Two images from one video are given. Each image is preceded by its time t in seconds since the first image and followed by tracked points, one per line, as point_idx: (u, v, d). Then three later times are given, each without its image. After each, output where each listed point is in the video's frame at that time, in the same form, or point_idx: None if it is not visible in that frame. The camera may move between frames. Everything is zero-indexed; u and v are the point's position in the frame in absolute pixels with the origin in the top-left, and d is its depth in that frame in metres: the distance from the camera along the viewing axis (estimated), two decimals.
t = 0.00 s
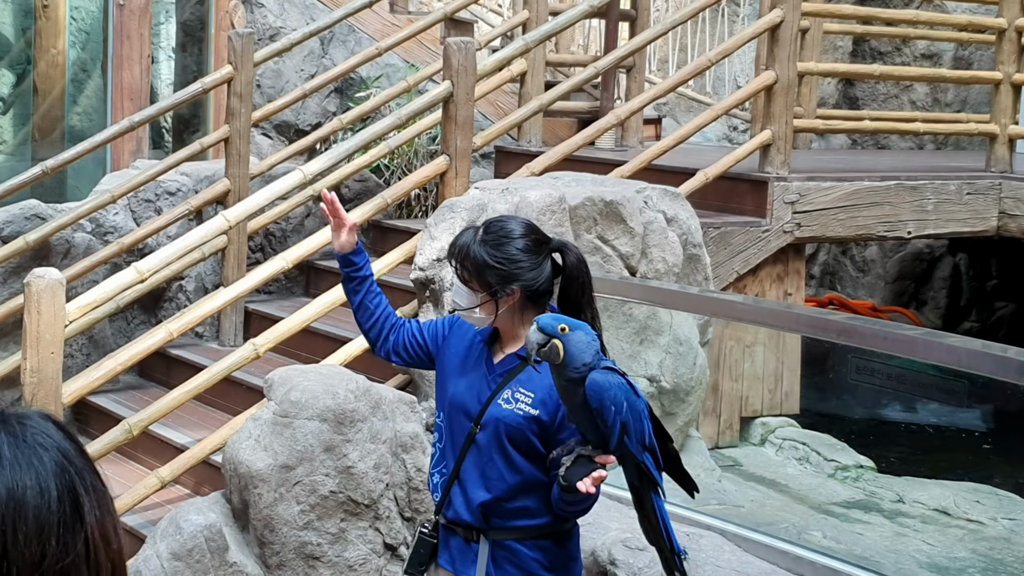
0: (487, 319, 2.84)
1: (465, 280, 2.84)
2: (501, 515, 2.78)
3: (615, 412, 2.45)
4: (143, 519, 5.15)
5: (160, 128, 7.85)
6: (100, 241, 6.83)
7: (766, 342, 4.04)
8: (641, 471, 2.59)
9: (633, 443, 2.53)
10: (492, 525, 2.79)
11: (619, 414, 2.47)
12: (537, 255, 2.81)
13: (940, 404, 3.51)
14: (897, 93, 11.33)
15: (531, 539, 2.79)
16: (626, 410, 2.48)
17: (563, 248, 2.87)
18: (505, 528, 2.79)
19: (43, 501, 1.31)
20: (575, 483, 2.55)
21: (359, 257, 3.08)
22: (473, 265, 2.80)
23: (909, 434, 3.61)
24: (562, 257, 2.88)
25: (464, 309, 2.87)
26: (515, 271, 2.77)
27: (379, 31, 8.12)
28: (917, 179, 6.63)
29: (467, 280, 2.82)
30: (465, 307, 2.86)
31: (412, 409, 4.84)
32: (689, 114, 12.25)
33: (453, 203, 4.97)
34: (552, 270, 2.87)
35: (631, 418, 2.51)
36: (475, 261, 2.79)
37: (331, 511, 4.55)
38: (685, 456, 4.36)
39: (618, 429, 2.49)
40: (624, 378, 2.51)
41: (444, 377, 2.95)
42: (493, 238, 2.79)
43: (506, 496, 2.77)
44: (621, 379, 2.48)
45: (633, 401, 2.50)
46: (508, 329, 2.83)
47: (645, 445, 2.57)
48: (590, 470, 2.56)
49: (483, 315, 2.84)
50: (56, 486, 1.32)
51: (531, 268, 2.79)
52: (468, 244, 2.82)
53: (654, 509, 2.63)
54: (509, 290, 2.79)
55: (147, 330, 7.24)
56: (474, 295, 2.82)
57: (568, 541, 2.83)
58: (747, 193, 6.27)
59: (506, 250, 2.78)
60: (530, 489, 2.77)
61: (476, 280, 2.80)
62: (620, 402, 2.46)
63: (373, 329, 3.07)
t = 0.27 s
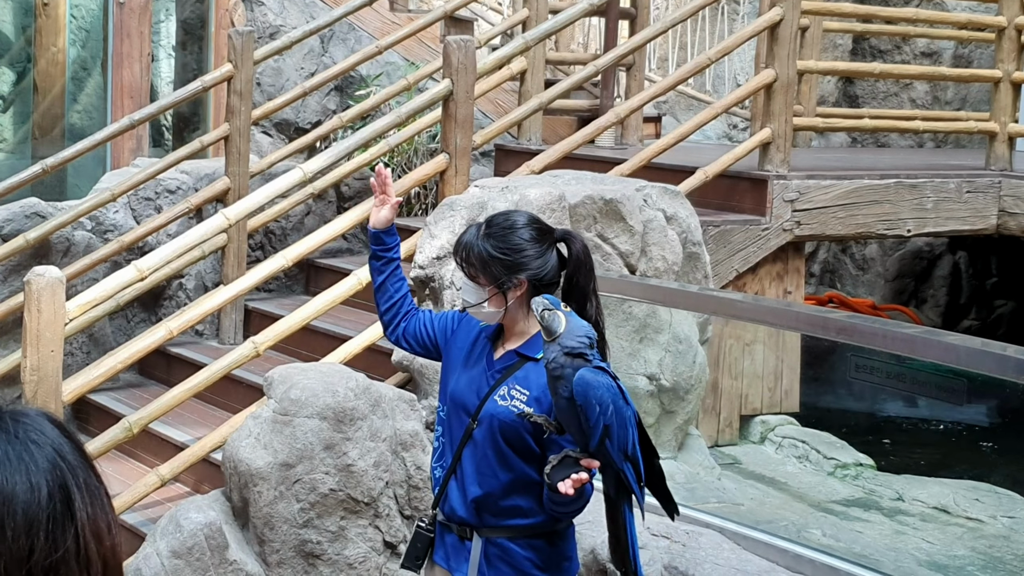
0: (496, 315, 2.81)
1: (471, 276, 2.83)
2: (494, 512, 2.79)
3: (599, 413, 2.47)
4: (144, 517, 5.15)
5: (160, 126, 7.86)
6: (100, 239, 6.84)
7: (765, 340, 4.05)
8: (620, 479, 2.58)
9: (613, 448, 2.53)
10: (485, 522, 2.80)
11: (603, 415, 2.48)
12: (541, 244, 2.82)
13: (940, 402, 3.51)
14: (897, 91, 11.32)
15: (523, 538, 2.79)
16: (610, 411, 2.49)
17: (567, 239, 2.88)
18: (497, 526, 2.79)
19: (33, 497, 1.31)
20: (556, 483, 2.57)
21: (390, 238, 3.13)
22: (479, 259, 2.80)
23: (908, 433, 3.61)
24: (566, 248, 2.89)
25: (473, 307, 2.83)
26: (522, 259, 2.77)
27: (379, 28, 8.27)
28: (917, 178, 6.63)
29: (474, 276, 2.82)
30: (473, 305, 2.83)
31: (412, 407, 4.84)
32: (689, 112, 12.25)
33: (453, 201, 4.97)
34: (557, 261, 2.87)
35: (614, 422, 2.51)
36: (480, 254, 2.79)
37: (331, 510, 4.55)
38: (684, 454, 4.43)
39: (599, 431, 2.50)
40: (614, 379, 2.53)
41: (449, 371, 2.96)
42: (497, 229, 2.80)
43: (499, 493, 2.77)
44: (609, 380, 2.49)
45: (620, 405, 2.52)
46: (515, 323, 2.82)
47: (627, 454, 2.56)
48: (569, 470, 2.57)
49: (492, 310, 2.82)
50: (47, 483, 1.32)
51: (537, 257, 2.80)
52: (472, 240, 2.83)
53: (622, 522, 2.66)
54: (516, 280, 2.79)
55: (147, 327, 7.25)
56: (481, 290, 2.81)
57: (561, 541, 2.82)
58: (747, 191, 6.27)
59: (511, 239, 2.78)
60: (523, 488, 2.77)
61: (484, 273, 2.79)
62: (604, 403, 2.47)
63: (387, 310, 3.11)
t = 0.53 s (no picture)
0: (492, 301, 2.83)
1: (474, 260, 2.85)
2: (490, 508, 2.79)
3: (595, 405, 2.45)
4: (144, 514, 5.15)
5: (160, 123, 7.86)
6: (100, 236, 6.84)
7: (765, 337, 4.06)
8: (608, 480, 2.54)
9: (605, 446, 2.49)
10: (481, 519, 2.80)
11: (599, 408, 2.45)
12: (548, 242, 2.82)
13: (939, 399, 3.51)
14: (897, 88, 11.31)
15: (519, 536, 2.79)
16: (606, 406, 2.46)
17: (573, 241, 2.88)
18: (493, 522, 2.79)
19: (17, 495, 1.33)
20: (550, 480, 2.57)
21: (394, 239, 3.14)
22: (483, 244, 2.82)
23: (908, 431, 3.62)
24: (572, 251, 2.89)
25: (469, 291, 2.86)
26: (525, 250, 2.79)
27: (378, 26, 8.33)
28: (917, 175, 6.62)
29: (476, 260, 2.84)
30: (471, 289, 2.86)
31: (411, 404, 4.84)
32: (689, 109, 12.25)
33: (453, 199, 4.98)
34: (562, 262, 2.87)
35: (609, 418, 2.47)
36: (485, 239, 2.81)
37: (331, 506, 4.55)
38: (684, 452, 4.45)
39: (591, 424, 2.47)
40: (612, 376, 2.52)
41: (448, 368, 2.97)
42: (505, 219, 2.82)
43: (495, 489, 2.78)
44: (607, 376, 2.49)
45: (616, 403, 2.49)
46: (511, 313, 2.82)
47: (619, 456, 2.52)
48: (561, 467, 2.58)
49: (489, 296, 2.83)
50: (33, 483, 1.34)
51: (539, 252, 2.80)
52: (479, 226, 2.85)
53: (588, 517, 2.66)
54: (516, 271, 2.80)
55: (147, 325, 7.26)
56: (481, 275, 2.84)
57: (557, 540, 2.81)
58: (747, 188, 6.26)
59: (517, 230, 2.80)
60: (518, 485, 2.78)
61: (486, 258, 2.81)
62: (600, 396, 2.45)
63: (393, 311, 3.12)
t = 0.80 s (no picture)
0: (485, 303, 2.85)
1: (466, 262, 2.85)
2: (488, 506, 2.79)
3: (588, 406, 2.48)
4: (143, 510, 5.16)
5: (160, 120, 7.85)
6: (100, 233, 6.84)
7: (765, 335, 4.07)
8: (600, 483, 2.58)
9: (595, 448, 2.52)
10: (479, 517, 2.80)
11: (592, 412, 2.49)
12: (540, 243, 2.81)
13: (939, 396, 3.51)
14: (897, 86, 11.31)
15: (516, 533, 2.80)
16: (599, 410, 2.49)
17: (566, 239, 2.86)
18: (490, 520, 2.80)
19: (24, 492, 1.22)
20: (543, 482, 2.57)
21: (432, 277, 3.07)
22: (473, 249, 2.80)
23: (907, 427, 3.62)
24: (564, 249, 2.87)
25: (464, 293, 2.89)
26: (516, 255, 2.77)
27: (379, 23, 8.34)
28: (917, 172, 6.62)
29: (468, 263, 2.84)
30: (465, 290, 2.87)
31: (412, 401, 4.85)
32: (688, 107, 12.25)
33: (453, 195, 4.98)
34: (554, 260, 2.86)
35: (602, 420, 2.50)
36: (476, 244, 2.79)
37: (331, 503, 4.56)
38: (684, 449, 4.46)
39: (583, 425, 2.50)
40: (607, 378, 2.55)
41: (445, 365, 2.97)
42: (495, 222, 2.79)
43: (493, 486, 2.78)
44: (603, 378, 2.51)
45: (610, 405, 2.52)
46: (506, 316, 2.84)
47: (609, 460, 2.55)
48: (556, 470, 2.57)
49: (483, 299, 2.85)
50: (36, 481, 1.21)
51: (531, 254, 2.79)
52: (470, 227, 2.83)
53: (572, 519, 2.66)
54: (508, 275, 2.79)
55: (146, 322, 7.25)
56: (474, 278, 2.84)
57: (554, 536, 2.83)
58: (747, 185, 6.26)
59: (508, 234, 2.78)
60: (516, 482, 2.78)
61: (478, 263, 2.81)
62: (593, 397, 2.48)
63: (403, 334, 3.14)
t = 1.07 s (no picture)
0: (483, 306, 2.86)
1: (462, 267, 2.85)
2: (486, 506, 2.80)
3: (580, 412, 2.49)
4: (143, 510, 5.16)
5: (160, 119, 7.86)
6: (100, 232, 6.85)
7: (765, 334, 4.07)
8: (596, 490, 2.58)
9: (590, 454, 2.53)
10: (478, 517, 2.81)
11: (585, 418, 2.49)
12: (536, 246, 2.81)
13: (939, 395, 3.51)
14: (897, 84, 11.30)
15: (515, 533, 2.80)
16: (593, 416, 2.49)
17: (561, 239, 2.87)
18: (489, 520, 2.80)
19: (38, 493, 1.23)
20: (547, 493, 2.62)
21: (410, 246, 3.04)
22: (468, 253, 2.80)
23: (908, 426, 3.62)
24: (559, 248, 2.88)
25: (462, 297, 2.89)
26: (512, 259, 2.77)
27: (378, 22, 8.37)
28: (917, 171, 6.62)
29: (464, 267, 2.84)
30: (463, 295, 2.88)
31: (411, 401, 4.85)
32: (688, 105, 12.25)
33: (452, 195, 4.98)
34: (550, 260, 2.86)
35: (595, 427, 2.50)
36: (471, 249, 2.79)
37: (331, 502, 4.55)
38: (684, 448, 4.45)
39: (576, 432, 2.51)
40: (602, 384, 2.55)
41: (446, 363, 2.97)
42: (490, 225, 2.79)
43: (492, 487, 2.78)
44: (596, 384, 2.51)
45: (604, 411, 2.52)
46: (504, 318, 2.84)
47: (605, 467, 2.55)
48: (557, 484, 2.61)
49: (481, 303, 2.86)
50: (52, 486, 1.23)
51: (527, 257, 2.79)
52: (464, 231, 2.83)
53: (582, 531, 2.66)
54: (504, 279, 2.80)
55: (147, 321, 7.25)
56: (471, 282, 2.84)
57: (554, 536, 2.82)
58: (747, 184, 6.26)
59: (504, 238, 2.78)
60: (515, 482, 2.78)
61: (474, 267, 2.81)
62: (586, 403, 2.48)
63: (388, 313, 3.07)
